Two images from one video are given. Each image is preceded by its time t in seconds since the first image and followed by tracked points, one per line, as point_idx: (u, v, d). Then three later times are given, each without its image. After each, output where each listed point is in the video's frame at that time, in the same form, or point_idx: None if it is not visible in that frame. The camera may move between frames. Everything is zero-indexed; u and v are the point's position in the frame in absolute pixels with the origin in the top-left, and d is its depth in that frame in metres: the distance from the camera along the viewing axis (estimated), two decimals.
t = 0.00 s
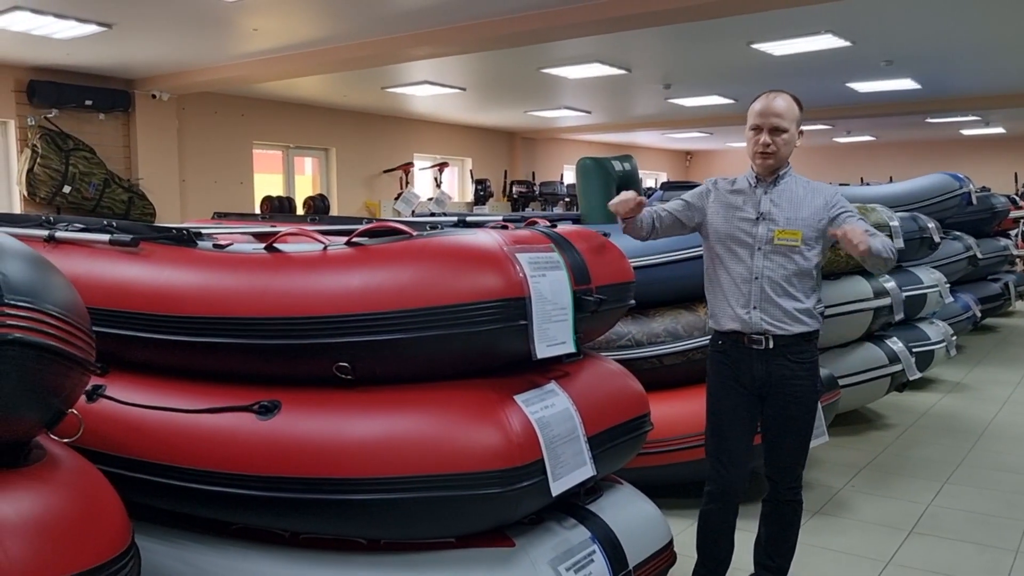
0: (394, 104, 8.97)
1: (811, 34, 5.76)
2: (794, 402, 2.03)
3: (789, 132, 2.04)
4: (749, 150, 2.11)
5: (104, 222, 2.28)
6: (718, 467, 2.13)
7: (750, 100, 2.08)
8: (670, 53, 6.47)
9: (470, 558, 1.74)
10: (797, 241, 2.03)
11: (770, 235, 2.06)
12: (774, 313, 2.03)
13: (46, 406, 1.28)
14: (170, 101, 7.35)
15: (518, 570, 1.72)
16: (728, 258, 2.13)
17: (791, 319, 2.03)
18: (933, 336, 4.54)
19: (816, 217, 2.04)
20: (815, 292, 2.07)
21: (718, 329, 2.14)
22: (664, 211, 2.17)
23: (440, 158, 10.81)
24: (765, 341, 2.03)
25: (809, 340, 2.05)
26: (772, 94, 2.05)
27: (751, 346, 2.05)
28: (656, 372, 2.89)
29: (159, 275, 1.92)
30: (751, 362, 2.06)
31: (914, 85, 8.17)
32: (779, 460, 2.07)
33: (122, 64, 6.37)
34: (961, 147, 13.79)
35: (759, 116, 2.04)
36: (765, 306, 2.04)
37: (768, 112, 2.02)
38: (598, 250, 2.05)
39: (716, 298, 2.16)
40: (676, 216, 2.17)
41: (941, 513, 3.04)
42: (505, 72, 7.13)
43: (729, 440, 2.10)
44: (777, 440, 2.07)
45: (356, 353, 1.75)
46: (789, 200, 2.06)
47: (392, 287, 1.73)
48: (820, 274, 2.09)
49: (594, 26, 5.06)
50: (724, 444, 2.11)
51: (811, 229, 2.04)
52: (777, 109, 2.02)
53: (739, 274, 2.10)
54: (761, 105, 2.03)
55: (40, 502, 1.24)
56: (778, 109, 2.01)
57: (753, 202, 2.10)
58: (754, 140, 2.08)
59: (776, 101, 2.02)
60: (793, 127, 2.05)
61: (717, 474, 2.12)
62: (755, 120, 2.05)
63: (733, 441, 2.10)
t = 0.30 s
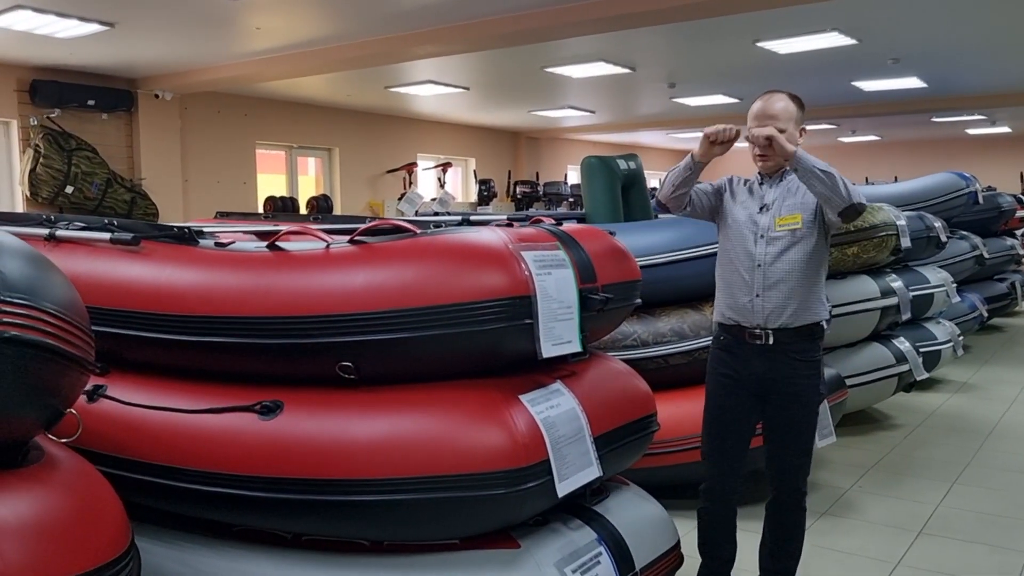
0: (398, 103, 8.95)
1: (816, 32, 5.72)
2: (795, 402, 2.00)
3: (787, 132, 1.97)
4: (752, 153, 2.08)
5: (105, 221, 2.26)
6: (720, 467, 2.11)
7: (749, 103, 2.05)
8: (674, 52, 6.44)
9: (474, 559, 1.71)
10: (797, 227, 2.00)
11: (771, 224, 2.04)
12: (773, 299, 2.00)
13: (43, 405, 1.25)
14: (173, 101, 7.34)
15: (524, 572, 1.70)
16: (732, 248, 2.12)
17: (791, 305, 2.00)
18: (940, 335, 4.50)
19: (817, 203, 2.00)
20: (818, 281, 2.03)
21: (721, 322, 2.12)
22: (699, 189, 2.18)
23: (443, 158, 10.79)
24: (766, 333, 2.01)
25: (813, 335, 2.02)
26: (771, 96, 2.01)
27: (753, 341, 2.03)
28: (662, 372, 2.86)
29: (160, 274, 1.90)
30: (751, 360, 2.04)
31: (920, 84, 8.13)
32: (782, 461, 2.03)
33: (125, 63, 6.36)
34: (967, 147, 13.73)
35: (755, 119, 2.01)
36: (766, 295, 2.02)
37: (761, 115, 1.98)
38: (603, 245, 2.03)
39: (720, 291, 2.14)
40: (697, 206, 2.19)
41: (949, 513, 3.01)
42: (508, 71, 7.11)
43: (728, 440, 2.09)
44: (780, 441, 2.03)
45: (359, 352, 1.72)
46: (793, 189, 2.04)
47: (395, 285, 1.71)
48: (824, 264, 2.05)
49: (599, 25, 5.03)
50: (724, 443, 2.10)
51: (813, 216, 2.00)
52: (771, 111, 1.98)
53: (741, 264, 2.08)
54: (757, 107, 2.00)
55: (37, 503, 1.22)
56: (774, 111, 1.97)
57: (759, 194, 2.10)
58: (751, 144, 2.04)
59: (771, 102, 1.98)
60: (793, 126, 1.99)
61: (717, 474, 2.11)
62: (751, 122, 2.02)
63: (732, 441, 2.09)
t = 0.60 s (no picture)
0: (403, 92, 8.90)
1: (827, 18, 5.66)
2: (795, 396, 1.95)
3: (787, 119, 1.93)
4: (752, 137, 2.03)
5: (109, 205, 2.24)
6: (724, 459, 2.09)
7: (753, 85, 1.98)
8: (682, 39, 6.38)
9: (481, 548, 1.70)
10: (796, 227, 1.95)
11: (771, 224, 2.00)
12: (773, 302, 1.97)
13: (44, 389, 1.24)
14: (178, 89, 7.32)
15: (532, 560, 1.67)
16: (734, 249, 2.08)
17: (792, 307, 1.95)
18: (950, 326, 4.46)
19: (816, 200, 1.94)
20: (821, 279, 1.98)
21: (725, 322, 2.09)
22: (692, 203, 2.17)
23: (449, 147, 10.75)
24: (767, 330, 1.97)
25: (818, 331, 1.96)
26: (774, 79, 1.95)
27: (754, 337, 1.99)
28: (670, 361, 2.83)
29: (164, 259, 1.88)
30: (750, 352, 2.00)
31: (930, 72, 8.05)
32: (785, 455, 1.98)
33: (129, 50, 6.33)
34: (976, 137, 13.62)
35: (757, 103, 1.95)
36: (767, 295, 1.98)
37: (763, 100, 1.93)
38: (609, 230, 1.99)
39: (724, 291, 2.11)
40: (704, 204, 2.17)
41: (959, 504, 2.98)
42: (515, 59, 7.06)
43: (731, 431, 2.07)
44: (781, 435, 1.99)
45: (365, 338, 1.70)
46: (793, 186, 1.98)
47: (402, 271, 1.69)
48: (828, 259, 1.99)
49: (606, 10, 4.98)
50: (726, 435, 2.08)
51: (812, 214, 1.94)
52: (773, 96, 1.92)
53: (742, 265, 2.05)
54: (760, 92, 1.94)
55: (39, 488, 1.20)
56: (777, 97, 1.91)
57: (758, 191, 2.05)
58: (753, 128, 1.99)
59: (773, 88, 1.92)
60: (795, 114, 1.94)
61: (720, 466, 2.09)
62: (754, 108, 1.97)
63: (735, 432, 2.07)
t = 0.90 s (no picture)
0: (406, 82, 8.87)
1: (832, 8, 5.62)
2: (796, 386, 1.94)
3: (798, 104, 1.92)
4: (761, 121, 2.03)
5: (111, 196, 2.24)
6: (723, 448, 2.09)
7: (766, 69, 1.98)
8: (686, 29, 6.35)
9: (484, 539, 1.70)
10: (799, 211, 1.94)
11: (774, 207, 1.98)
12: (774, 286, 1.96)
13: (49, 378, 1.24)
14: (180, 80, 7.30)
15: (535, 550, 1.67)
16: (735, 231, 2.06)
17: (793, 292, 1.94)
18: (954, 317, 4.45)
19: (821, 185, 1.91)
20: (823, 264, 1.96)
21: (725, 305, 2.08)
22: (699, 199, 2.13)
23: (451, 138, 10.72)
24: (767, 318, 1.96)
25: (819, 320, 1.95)
26: (788, 65, 1.94)
27: (754, 325, 1.98)
28: (673, 353, 2.83)
29: (167, 249, 1.88)
30: (750, 343, 2.00)
31: (935, 63, 8.01)
32: (786, 445, 1.98)
33: (131, 41, 6.31)
34: (981, 127, 13.55)
35: (769, 87, 1.95)
36: (768, 280, 1.97)
37: (775, 83, 1.92)
38: (610, 219, 1.98)
39: (725, 275, 2.09)
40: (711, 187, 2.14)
41: (961, 496, 2.98)
42: (518, 49, 7.03)
43: (731, 421, 2.07)
44: (781, 425, 1.99)
45: (369, 329, 1.70)
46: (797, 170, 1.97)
47: (405, 261, 1.68)
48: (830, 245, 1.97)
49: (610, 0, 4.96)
50: (726, 425, 2.07)
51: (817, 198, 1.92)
52: (786, 81, 1.91)
53: (744, 248, 2.03)
54: (773, 76, 1.93)
55: (44, 477, 1.20)
56: (789, 80, 1.91)
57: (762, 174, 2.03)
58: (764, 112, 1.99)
59: (786, 72, 1.92)
60: (805, 100, 1.94)
61: (720, 456, 2.09)
62: (765, 91, 1.96)
63: (735, 422, 2.06)
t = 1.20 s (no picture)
0: (408, 78, 8.86)
1: (835, 4, 5.61)
2: (798, 383, 1.95)
3: (787, 102, 1.91)
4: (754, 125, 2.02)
5: (115, 192, 2.24)
6: (728, 445, 2.09)
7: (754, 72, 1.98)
8: (689, 25, 6.34)
9: (486, 534, 1.70)
10: (799, 209, 1.94)
11: (775, 206, 1.98)
12: (776, 285, 1.95)
13: (54, 374, 1.24)
14: (182, 76, 7.31)
15: (537, 545, 1.68)
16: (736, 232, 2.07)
17: (795, 291, 1.94)
18: (956, 314, 4.45)
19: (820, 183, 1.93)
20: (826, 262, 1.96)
21: (727, 306, 2.08)
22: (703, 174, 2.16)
23: (453, 134, 10.72)
24: (770, 318, 1.96)
25: (822, 318, 1.95)
26: (774, 66, 1.95)
27: (757, 324, 1.99)
28: (676, 349, 2.83)
29: (169, 245, 1.88)
30: (755, 340, 2.00)
31: (938, 58, 7.98)
32: (790, 443, 1.98)
33: (133, 37, 6.31)
34: (984, 123, 13.51)
35: (757, 89, 1.95)
36: (770, 278, 1.97)
37: (762, 84, 1.92)
38: (612, 214, 1.99)
39: (726, 275, 2.10)
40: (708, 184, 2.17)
41: (965, 492, 2.98)
42: (520, 45, 7.02)
43: (736, 418, 2.07)
44: (786, 421, 1.99)
45: (372, 325, 1.70)
46: (796, 169, 1.97)
47: (407, 256, 1.68)
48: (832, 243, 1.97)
49: None
50: (731, 421, 2.08)
51: (816, 196, 1.93)
52: (772, 80, 1.91)
53: (745, 248, 2.03)
54: (759, 77, 1.93)
55: (48, 472, 1.21)
56: (776, 80, 1.91)
57: (762, 174, 2.04)
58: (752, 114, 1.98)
59: (773, 72, 1.91)
60: (794, 98, 1.92)
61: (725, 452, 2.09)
62: (753, 93, 1.96)
63: (740, 419, 2.07)
